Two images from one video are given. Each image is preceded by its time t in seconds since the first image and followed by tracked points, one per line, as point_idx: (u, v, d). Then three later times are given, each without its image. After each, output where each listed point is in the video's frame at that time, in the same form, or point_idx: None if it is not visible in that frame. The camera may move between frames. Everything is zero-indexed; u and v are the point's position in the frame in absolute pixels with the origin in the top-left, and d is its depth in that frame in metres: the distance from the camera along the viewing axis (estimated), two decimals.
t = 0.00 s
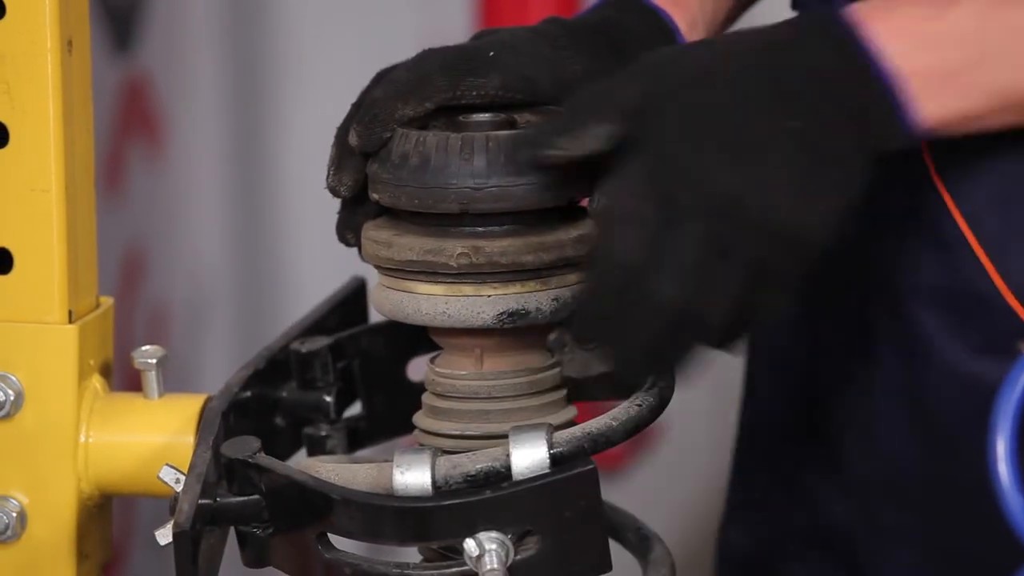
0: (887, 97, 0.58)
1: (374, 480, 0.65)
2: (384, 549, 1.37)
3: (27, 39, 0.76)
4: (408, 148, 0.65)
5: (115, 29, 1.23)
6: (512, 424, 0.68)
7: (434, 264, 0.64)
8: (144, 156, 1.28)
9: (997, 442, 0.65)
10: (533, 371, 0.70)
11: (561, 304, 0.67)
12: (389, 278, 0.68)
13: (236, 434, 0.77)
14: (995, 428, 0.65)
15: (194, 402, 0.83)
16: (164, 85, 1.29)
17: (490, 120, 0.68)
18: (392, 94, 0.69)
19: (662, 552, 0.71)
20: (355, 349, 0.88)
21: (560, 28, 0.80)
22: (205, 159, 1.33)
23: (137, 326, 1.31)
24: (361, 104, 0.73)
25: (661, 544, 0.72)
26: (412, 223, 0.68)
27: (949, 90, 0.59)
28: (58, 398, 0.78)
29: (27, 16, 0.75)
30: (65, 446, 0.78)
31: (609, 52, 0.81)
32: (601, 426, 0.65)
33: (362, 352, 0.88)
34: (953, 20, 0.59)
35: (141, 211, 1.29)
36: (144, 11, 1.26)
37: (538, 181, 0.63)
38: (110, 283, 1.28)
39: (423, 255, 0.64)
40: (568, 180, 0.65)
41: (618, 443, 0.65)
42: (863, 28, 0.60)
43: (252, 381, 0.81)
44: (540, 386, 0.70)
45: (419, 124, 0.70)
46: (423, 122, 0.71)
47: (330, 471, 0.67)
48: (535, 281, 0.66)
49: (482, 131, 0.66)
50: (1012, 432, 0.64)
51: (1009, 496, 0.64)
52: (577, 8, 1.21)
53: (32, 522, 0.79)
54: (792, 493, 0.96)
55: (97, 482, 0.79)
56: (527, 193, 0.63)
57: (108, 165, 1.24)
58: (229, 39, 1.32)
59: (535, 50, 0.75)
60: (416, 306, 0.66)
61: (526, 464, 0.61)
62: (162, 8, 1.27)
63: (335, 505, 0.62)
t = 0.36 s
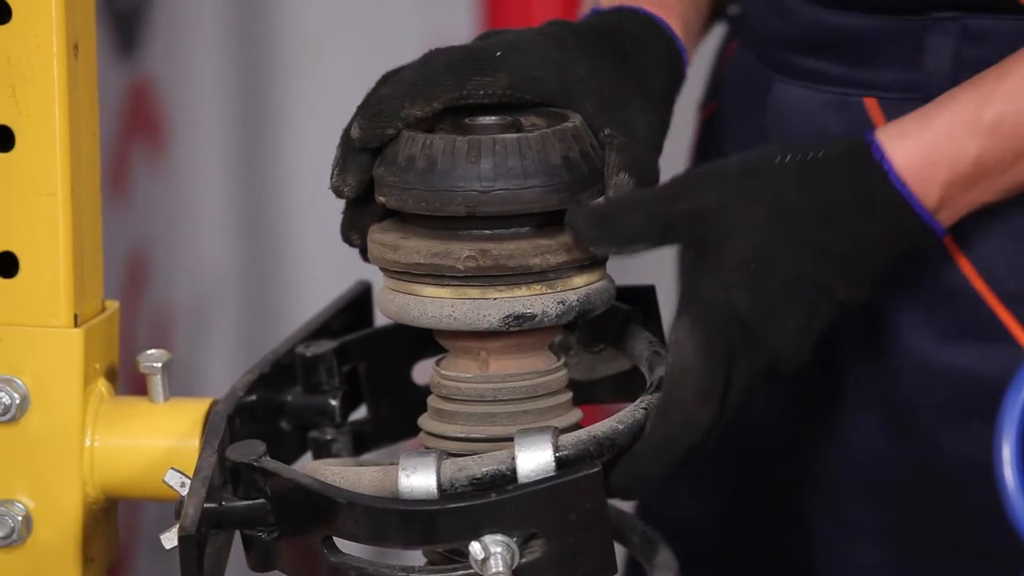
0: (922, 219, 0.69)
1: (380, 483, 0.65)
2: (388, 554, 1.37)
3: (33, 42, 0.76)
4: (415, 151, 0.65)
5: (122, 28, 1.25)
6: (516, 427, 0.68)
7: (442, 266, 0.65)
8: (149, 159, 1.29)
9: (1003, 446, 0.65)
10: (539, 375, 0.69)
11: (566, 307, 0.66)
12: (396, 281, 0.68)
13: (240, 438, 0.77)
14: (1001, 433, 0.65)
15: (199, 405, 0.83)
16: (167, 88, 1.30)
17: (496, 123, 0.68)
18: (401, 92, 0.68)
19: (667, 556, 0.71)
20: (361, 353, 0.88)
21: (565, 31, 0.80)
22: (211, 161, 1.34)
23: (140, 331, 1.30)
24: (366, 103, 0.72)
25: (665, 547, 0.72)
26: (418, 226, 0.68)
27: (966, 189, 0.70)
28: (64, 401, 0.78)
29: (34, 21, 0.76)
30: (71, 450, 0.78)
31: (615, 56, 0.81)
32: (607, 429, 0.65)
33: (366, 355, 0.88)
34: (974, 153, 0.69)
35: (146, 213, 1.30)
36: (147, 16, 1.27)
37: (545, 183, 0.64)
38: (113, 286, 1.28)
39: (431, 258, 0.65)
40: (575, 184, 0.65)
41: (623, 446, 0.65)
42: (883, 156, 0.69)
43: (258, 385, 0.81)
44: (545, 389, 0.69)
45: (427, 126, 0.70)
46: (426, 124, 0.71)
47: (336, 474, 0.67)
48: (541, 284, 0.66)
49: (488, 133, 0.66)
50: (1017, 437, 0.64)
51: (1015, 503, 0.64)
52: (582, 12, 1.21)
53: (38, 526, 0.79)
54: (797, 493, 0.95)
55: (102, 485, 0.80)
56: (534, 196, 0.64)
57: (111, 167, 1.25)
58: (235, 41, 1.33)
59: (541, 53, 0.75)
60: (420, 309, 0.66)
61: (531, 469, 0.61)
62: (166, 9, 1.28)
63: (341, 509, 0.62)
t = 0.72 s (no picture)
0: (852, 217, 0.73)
1: (385, 487, 0.65)
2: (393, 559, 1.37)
3: (39, 48, 0.76)
4: (432, 156, 0.65)
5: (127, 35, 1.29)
6: (519, 432, 0.68)
7: (462, 271, 0.64)
8: (155, 165, 1.33)
9: (1008, 450, 0.66)
10: (542, 379, 0.69)
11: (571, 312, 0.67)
12: (401, 285, 0.68)
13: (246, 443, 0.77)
14: (1005, 438, 0.66)
15: (204, 410, 0.83)
16: (172, 93, 1.32)
17: (504, 127, 0.68)
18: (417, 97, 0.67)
19: (673, 562, 0.71)
20: (365, 357, 0.88)
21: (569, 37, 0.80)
22: (217, 166, 1.35)
23: (146, 333, 1.35)
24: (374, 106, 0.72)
25: (671, 553, 0.72)
26: (427, 230, 0.68)
27: (885, 186, 0.76)
28: (69, 406, 0.78)
29: (39, 27, 0.76)
30: (76, 455, 0.78)
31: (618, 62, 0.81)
32: (611, 433, 0.65)
33: (372, 360, 0.88)
34: (889, 145, 0.75)
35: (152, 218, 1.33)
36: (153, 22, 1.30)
37: (563, 187, 0.64)
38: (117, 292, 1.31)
39: (450, 262, 0.64)
40: (591, 187, 0.66)
41: (628, 451, 0.65)
42: (801, 156, 0.73)
43: (263, 391, 0.81)
44: (548, 394, 0.69)
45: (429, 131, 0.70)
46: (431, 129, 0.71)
47: (341, 479, 0.67)
48: (553, 287, 0.66)
49: (502, 138, 0.66)
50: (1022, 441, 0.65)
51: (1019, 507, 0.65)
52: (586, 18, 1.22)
53: (43, 530, 0.79)
54: (800, 494, 0.95)
55: (107, 490, 0.80)
56: (554, 200, 0.64)
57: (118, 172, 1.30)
58: (243, 47, 1.34)
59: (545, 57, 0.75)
60: (427, 313, 0.66)
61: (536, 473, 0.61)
62: (169, 17, 1.31)
63: (346, 514, 0.62)
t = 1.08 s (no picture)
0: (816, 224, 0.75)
1: (385, 490, 0.65)
2: (394, 562, 1.37)
3: (38, 51, 0.76)
4: (424, 159, 0.65)
5: (128, 39, 1.33)
6: (520, 435, 0.68)
7: (451, 274, 0.64)
8: (156, 165, 1.35)
9: (1009, 452, 0.66)
10: (544, 383, 0.69)
11: (572, 315, 0.66)
12: (400, 287, 0.68)
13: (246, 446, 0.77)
14: (1005, 441, 0.67)
15: (205, 413, 0.83)
16: (173, 96, 1.34)
17: (503, 130, 0.68)
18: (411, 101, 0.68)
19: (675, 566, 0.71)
20: (365, 360, 0.88)
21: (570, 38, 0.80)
22: (217, 168, 1.35)
23: (147, 334, 1.37)
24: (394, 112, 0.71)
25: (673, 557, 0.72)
26: (424, 232, 0.68)
27: (845, 192, 0.78)
28: (68, 409, 0.78)
29: (39, 29, 0.76)
30: (76, 458, 0.78)
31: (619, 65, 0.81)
32: (612, 436, 0.65)
33: (372, 362, 0.88)
34: (853, 155, 0.77)
35: (152, 219, 1.36)
36: (154, 24, 1.33)
37: (554, 191, 0.64)
38: (118, 295, 1.35)
39: (441, 266, 0.64)
40: (584, 191, 0.65)
41: (630, 454, 0.65)
42: (770, 171, 0.74)
43: (263, 393, 0.80)
44: (549, 397, 0.69)
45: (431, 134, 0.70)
46: (433, 131, 0.71)
47: (341, 481, 0.67)
48: (549, 291, 0.66)
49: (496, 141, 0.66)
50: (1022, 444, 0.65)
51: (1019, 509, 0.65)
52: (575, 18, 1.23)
53: (44, 533, 0.79)
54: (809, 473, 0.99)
55: (107, 493, 0.80)
56: (544, 204, 0.64)
57: (119, 175, 1.34)
58: (243, 47, 1.34)
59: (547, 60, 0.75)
60: (426, 316, 0.66)
61: (536, 477, 0.61)
62: (169, 20, 1.33)
63: (346, 517, 0.62)
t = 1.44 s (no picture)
0: (819, 237, 0.76)
1: (385, 492, 0.65)
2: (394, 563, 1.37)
3: (39, 52, 0.76)
4: (424, 160, 0.65)
5: (128, 41, 1.33)
6: (520, 437, 0.68)
7: (451, 276, 0.64)
8: (155, 166, 1.35)
9: (1009, 453, 0.66)
10: (544, 384, 0.69)
11: (572, 316, 0.66)
12: (400, 289, 0.68)
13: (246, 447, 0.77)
14: (1005, 442, 0.67)
15: (205, 414, 0.83)
16: (172, 97, 1.34)
17: (503, 131, 0.68)
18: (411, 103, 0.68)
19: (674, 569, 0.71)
20: (366, 362, 0.87)
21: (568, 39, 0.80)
22: (216, 169, 1.35)
23: (147, 335, 1.38)
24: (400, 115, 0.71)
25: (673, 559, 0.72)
26: (424, 233, 0.68)
27: (851, 207, 0.79)
28: (68, 411, 0.78)
29: (39, 30, 0.76)
30: (75, 459, 0.78)
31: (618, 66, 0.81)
32: (612, 438, 0.65)
33: (372, 364, 0.88)
34: (860, 171, 0.78)
35: (152, 221, 1.36)
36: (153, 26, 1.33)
37: (554, 193, 0.64)
38: (119, 296, 1.36)
39: (441, 267, 0.64)
40: (584, 193, 0.65)
41: (630, 456, 0.65)
42: (773, 182, 0.76)
43: (263, 394, 0.80)
44: (549, 399, 0.69)
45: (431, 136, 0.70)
46: (433, 133, 0.71)
47: (341, 483, 0.67)
48: (549, 293, 0.66)
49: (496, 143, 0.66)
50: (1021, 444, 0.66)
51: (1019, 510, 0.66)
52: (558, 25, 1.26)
53: (43, 534, 0.79)
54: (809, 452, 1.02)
55: (107, 494, 0.80)
56: (544, 205, 0.64)
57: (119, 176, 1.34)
58: (241, 46, 1.34)
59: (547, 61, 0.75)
60: (426, 317, 0.66)
61: (535, 478, 0.61)
62: (168, 20, 1.33)
63: (346, 518, 0.62)
